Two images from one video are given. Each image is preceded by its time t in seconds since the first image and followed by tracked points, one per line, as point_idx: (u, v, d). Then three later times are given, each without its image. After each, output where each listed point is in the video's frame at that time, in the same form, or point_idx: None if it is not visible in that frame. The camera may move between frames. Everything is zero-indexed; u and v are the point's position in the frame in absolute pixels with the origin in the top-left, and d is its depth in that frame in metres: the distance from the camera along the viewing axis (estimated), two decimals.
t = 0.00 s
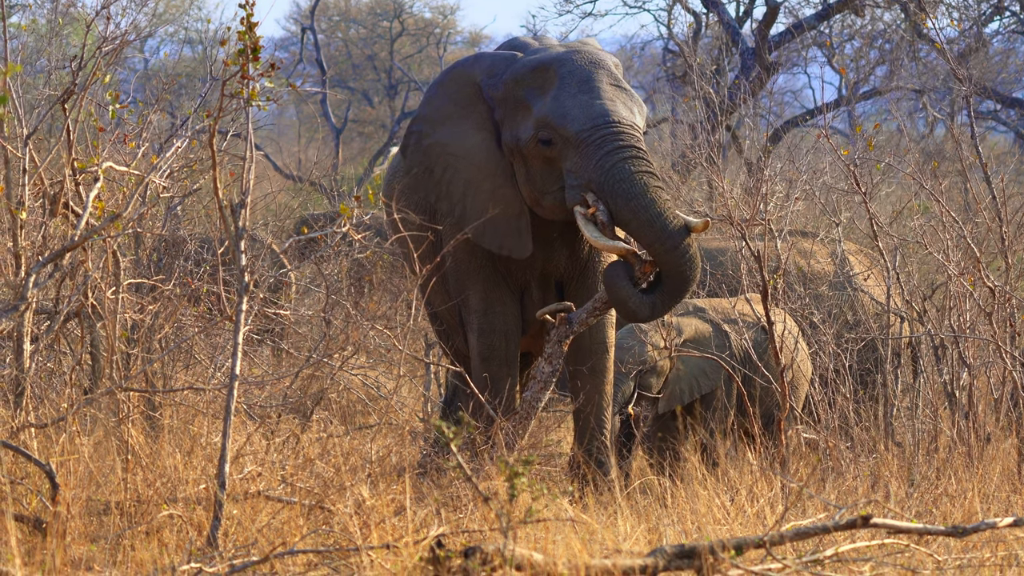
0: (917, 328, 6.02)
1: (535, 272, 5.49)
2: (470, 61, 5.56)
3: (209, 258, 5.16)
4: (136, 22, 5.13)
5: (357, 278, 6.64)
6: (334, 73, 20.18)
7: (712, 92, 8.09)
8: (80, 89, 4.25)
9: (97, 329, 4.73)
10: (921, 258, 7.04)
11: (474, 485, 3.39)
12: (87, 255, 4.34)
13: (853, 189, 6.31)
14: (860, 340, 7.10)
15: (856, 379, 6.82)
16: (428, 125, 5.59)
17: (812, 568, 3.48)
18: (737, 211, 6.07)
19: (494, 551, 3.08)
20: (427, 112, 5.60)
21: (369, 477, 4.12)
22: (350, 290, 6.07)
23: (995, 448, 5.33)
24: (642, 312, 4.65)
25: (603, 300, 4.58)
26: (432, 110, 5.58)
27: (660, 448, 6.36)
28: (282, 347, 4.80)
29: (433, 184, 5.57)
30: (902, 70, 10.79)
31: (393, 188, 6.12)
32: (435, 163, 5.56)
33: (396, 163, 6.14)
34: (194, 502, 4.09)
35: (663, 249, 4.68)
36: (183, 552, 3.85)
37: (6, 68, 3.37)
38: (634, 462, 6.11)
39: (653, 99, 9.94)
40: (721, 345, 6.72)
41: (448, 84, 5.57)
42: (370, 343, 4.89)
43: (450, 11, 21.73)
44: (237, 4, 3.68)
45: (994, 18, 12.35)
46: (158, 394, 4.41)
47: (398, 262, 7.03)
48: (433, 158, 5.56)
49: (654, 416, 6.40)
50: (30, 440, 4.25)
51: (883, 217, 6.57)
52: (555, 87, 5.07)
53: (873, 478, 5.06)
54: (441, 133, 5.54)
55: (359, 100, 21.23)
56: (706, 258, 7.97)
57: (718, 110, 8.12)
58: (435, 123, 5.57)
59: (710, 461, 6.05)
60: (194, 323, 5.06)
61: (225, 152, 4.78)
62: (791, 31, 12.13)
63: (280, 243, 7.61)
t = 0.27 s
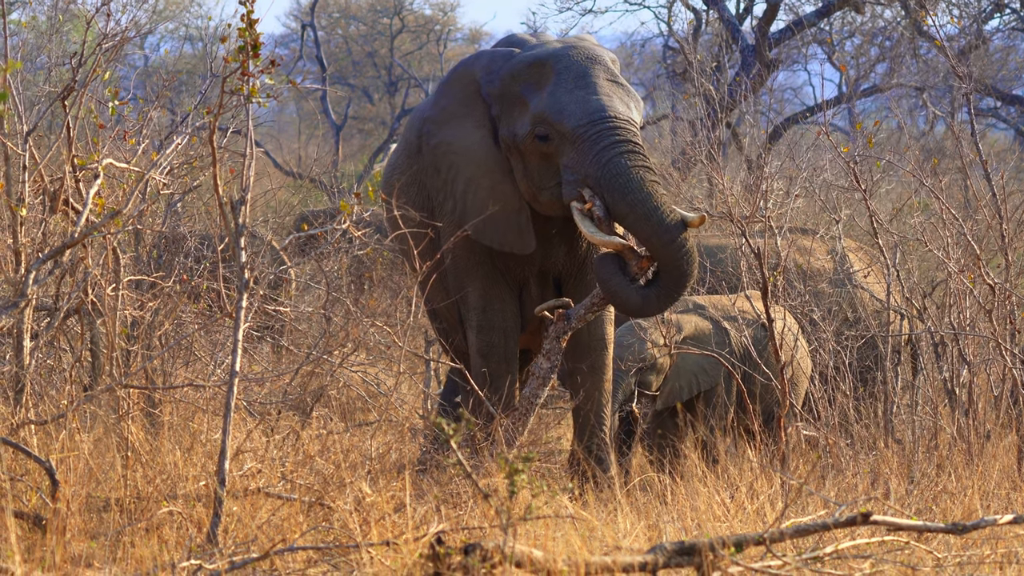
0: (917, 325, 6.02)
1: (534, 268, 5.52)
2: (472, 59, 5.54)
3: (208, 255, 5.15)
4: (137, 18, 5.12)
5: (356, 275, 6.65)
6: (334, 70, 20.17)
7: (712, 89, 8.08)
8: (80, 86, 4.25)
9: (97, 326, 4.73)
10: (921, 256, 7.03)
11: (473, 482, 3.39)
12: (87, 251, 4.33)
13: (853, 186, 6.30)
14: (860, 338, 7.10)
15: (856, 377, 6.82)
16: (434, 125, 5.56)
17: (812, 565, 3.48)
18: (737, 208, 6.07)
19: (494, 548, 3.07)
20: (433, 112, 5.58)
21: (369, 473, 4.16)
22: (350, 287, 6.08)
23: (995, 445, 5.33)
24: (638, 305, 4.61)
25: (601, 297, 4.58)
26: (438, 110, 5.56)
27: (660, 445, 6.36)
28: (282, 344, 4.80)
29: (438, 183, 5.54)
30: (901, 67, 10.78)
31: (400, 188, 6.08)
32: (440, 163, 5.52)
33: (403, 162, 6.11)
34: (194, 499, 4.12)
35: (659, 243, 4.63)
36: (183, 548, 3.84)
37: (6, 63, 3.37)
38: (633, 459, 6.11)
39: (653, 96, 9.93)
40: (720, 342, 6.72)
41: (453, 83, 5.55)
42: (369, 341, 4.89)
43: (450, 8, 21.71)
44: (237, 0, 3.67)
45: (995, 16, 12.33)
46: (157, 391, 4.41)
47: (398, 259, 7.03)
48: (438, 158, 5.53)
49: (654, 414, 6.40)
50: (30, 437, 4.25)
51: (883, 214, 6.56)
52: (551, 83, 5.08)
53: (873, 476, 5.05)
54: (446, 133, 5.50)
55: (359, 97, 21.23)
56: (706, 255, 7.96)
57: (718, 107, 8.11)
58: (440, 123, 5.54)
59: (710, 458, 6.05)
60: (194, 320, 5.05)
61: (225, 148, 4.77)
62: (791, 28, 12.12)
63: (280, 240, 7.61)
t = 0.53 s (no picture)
0: (918, 322, 6.02)
1: (532, 266, 5.50)
2: (472, 55, 5.53)
3: (208, 253, 5.16)
4: (137, 16, 5.12)
5: (357, 272, 6.65)
6: (335, 67, 20.17)
7: (712, 87, 8.08)
8: (80, 83, 4.24)
9: (98, 323, 4.73)
10: (921, 253, 7.03)
11: (473, 479, 3.39)
12: (87, 248, 4.33)
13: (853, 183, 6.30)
14: (860, 335, 7.10)
15: (856, 374, 6.82)
16: (435, 120, 5.55)
17: (812, 562, 3.48)
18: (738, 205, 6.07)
19: (494, 545, 3.07)
20: (434, 107, 5.57)
21: (369, 470, 4.17)
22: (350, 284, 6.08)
23: (995, 442, 5.33)
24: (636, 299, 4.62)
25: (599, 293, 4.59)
26: (438, 106, 5.54)
27: (660, 443, 6.37)
28: (282, 341, 4.81)
29: (439, 178, 5.52)
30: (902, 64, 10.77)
31: (402, 185, 6.07)
32: (440, 158, 5.51)
33: (405, 158, 6.09)
34: (194, 495, 4.13)
35: (658, 237, 4.65)
36: (183, 545, 3.84)
37: (6, 61, 3.37)
38: (633, 457, 6.11)
39: (653, 94, 9.92)
40: (720, 339, 6.71)
41: (454, 79, 5.53)
42: (370, 338, 4.89)
43: (450, 5, 21.70)
44: None
45: (995, 13, 12.32)
46: (157, 388, 4.41)
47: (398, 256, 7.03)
48: (439, 153, 5.51)
49: (654, 411, 6.39)
50: (30, 434, 4.25)
51: (883, 211, 6.56)
52: (550, 79, 5.08)
53: (873, 473, 5.06)
54: (446, 128, 5.49)
55: (360, 94, 21.22)
56: (706, 253, 7.96)
57: (718, 104, 8.11)
58: (441, 118, 5.52)
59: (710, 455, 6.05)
60: (194, 317, 5.05)
61: (225, 146, 4.77)
62: (792, 25, 12.11)
63: (280, 237, 7.62)
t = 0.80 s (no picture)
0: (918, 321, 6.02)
1: (530, 263, 5.50)
2: (470, 48, 5.54)
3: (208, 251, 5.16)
4: (137, 13, 5.12)
5: (357, 270, 6.65)
6: (335, 65, 20.17)
7: (712, 84, 8.08)
8: (81, 81, 4.24)
9: (98, 321, 4.73)
10: (921, 251, 7.03)
11: (473, 477, 3.39)
12: (87, 246, 4.33)
13: (853, 181, 6.30)
14: (860, 333, 7.10)
15: (856, 372, 6.82)
16: (430, 113, 5.57)
17: (812, 560, 3.49)
18: (738, 203, 6.07)
19: (494, 543, 3.08)
20: (430, 100, 5.58)
21: (369, 468, 4.17)
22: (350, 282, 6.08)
23: (995, 441, 5.33)
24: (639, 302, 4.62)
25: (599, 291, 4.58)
26: (434, 99, 5.56)
27: (660, 441, 6.36)
28: (282, 339, 4.81)
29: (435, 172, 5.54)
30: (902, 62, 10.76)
31: (401, 181, 6.07)
32: (436, 151, 5.53)
33: (404, 151, 6.12)
34: (194, 493, 4.12)
35: (661, 235, 4.68)
36: (182, 542, 3.85)
37: (6, 59, 3.37)
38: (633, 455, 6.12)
39: (654, 92, 9.92)
40: (720, 337, 6.71)
41: (451, 72, 5.54)
42: (370, 336, 4.89)
43: (451, 3, 21.70)
44: None
45: (995, 11, 12.32)
46: (158, 386, 4.41)
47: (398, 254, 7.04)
48: (434, 146, 5.53)
49: (655, 409, 6.39)
50: (30, 432, 4.25)
51: (883, 209, 6.56)
52: (550, 75, 5.08)
53: (873, 471, 5.06)
54: (442, 121, 5.51)
55: (360, 92, 21.22)
56: (706, 251, 7.95)
57: (718, 102, 8.11)
58: (437, 111, 5.54)
59: (710, 453, 6.05)
60: (194, 315, 5.05)
61: (225, 144, 4.77)
62: (792, 23, 12.11)
63: (280, 235, 7.62)
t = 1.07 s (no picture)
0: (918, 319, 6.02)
1: (528, 261, 5.49)
2: (464, 43, 5.55)
3: (208, 249, 5.15)
4: (137, 12, 5.12)
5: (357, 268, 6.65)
6: (335, 63, 20.16)
7: (712, 83, 8.07)
8: (80, 79, 4.23)
9: (98, 319, 4.73)
10: (921, 249, 7.03)
11: (473, 476, 3.39)
12: (87, 244, 4.33)
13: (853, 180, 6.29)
14: (860, 331, 7.10)
15: (856, 370, 6.82)
16: (422, 108, 5.57)
17: (812, 558, 3.49)
18: (737, 201, 6.06)
19: (494, 541, 3.08)
20: (422, 95, 5.59)
21: (369, 466, 4.17)
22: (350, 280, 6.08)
23: (995, 439, 5.33)
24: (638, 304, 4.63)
25: (599, 294, 4.55)
26: (426, 94, 5.56)
27: (660, 439, 6.36)
28: (282, 337, 4.81)
29: (426, 166, 5.55)
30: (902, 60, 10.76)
31: (396, 183, 6.06)
32: (428, 146, 5.54)
33: (399, 150, 6.13)
34: (194, 491, 4.12)
35: (660, 231, 4.69)
36: (182, 541, 3.84)
37: (6, 57, 3.37)
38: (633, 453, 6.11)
39: (654, 90, 9.91)
40: (720, 336, 6.71)
41: (443, 67, 5.55)
42: (369, 334, 4.89)
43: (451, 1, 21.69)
44: None
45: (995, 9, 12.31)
46: (157, 384, 4.41)
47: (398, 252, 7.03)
48: (426, 141, 5.54)
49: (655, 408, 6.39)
50: (30, 431, 4.26)
51: (883, 208, 6.56)
52: (548, 71, 5.08)
53: (873, 470, 5.06)
54: (434, 116, 5.51)
55: (360, 90, 21.21)
56: (706, 249, 7.95)
57: (719, 100, 8.11)
58: (429, 106, 5.55)
59: (710, 451, 6.05)
60: (194, 314, 5.05)
61: (226, 142, 4.77)
62: (792, 22, 12.11)
63: (280, 233, 7.61)
